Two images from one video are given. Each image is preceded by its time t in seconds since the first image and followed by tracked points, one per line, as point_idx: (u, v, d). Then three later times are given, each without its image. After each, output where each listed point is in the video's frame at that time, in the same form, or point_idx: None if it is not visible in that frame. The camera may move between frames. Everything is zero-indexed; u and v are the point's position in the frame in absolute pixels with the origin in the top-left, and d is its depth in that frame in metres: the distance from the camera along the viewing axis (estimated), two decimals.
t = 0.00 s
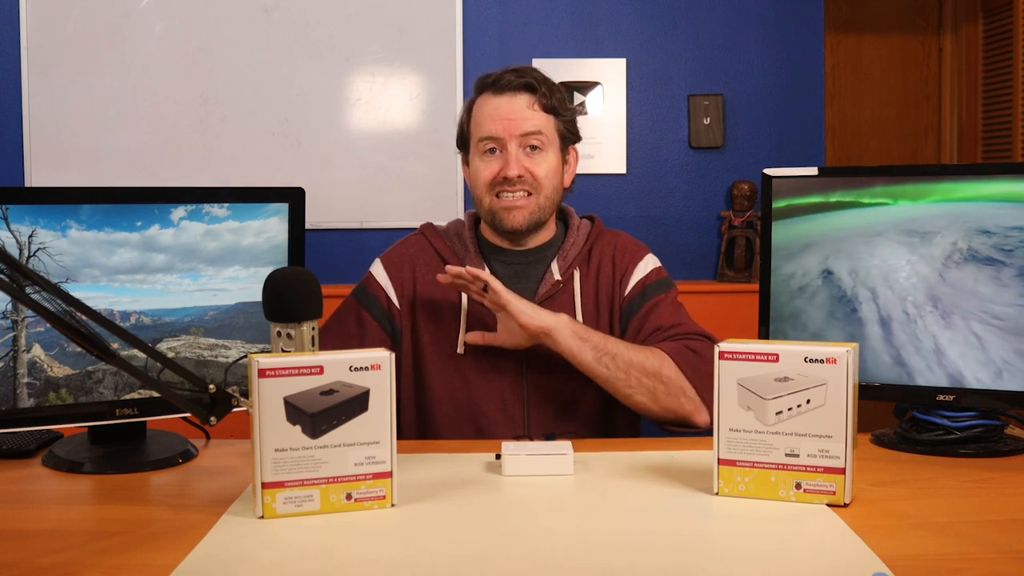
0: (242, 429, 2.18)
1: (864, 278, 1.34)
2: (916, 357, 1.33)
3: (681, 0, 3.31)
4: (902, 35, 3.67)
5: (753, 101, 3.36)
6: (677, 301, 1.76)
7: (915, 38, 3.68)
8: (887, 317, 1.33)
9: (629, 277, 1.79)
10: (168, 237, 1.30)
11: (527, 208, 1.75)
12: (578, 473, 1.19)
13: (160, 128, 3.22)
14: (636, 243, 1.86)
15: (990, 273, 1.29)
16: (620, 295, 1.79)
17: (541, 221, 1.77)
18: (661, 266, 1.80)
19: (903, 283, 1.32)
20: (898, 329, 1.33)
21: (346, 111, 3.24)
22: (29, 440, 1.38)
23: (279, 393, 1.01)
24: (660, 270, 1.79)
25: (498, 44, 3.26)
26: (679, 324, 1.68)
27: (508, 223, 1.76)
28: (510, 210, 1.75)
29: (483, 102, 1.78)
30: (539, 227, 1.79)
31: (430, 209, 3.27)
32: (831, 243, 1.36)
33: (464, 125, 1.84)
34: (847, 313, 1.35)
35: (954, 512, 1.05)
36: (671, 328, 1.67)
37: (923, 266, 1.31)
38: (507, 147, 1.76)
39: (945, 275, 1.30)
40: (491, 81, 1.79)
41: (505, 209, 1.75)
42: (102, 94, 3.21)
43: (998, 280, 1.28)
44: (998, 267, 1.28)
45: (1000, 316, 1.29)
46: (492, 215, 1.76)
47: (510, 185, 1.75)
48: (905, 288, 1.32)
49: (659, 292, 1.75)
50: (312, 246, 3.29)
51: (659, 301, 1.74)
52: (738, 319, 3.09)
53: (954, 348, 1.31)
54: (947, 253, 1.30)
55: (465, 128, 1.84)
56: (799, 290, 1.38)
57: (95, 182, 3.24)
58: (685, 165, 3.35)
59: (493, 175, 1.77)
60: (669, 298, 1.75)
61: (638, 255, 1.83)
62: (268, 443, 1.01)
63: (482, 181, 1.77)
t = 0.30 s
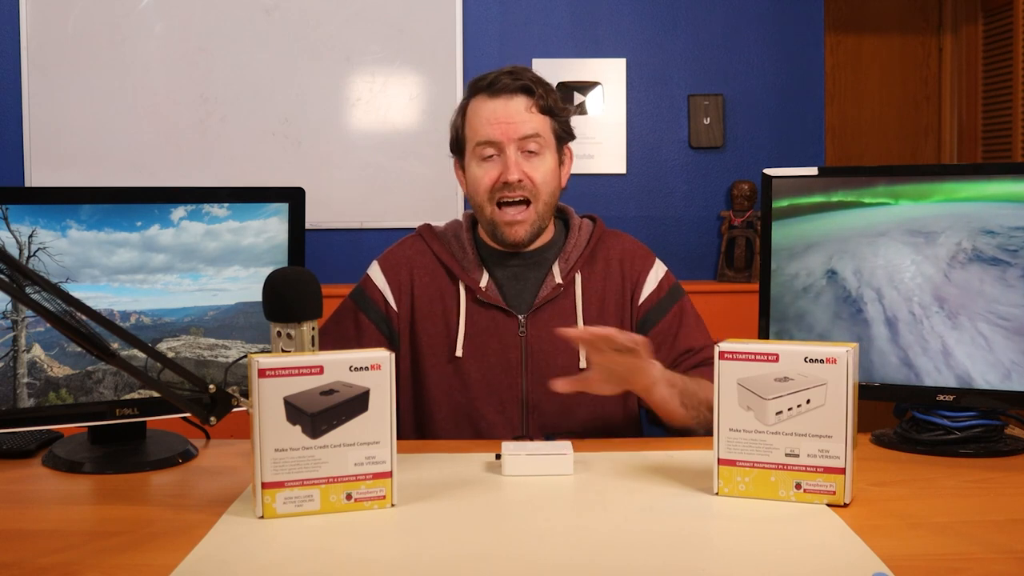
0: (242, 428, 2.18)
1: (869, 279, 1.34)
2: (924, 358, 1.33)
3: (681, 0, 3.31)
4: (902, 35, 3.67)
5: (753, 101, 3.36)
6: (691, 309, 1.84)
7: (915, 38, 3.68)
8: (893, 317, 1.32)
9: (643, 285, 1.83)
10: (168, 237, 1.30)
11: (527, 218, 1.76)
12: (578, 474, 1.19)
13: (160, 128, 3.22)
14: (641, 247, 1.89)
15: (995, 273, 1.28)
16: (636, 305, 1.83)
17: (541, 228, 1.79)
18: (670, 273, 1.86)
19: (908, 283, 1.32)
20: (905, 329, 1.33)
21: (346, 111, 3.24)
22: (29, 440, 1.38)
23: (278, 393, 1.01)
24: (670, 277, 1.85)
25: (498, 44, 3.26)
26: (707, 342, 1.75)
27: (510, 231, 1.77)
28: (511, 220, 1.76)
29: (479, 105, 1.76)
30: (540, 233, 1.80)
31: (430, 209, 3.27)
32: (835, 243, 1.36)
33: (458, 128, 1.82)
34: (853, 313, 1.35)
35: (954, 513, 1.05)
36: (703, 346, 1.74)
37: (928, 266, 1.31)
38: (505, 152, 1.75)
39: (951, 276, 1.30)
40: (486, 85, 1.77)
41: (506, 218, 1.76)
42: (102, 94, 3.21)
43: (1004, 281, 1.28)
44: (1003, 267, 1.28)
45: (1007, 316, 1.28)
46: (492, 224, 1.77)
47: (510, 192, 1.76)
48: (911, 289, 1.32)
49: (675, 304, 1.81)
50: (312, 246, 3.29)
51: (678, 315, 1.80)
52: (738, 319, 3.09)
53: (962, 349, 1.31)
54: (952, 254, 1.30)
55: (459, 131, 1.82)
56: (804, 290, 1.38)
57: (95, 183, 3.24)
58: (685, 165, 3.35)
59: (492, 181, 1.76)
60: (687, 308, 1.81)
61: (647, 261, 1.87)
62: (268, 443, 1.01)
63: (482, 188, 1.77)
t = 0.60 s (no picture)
0: (242, 428, 2.17)
1: (876, 279, 1.34)
2: (933, 359, 1.32)
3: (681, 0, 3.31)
4: (902, 35, 3.67)
5: (753, 101, 3.36)
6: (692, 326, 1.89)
7: (915, 38, 3.68)
8: (902, 318, 1.32)
9: (656, 302, 1.84)
10: (168, 237, 1.30)
11: (523, 216, 1.75)
12: (578, 474, 1.19)
13: (160, 128, 3.22)
14: (652, 259, 1.90)
15: (1002, 274, 1.28)
16: (651, 319, 1.83)
17: (539, 226, 1.78)
18: (677, 289, 1.90)
19: (915, 284, 1.32)
20: (913, 330, 1.32)
21: (346, 111, 3.24)
22: (29, 440, 1.38)
23: (279, 393, 1.01)
24: (678, 294, 1.88)
25: (498, 44, 3.26)
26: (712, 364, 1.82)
27: (508, 231, 1.76)
28: (508, 219, 1.75)
29: (468, 107, 1.77)
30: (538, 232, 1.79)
31: (430, 209, 3.27)
32: (839, 243, 1.36)
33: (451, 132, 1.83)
34: (861, 314, 1.34)
35: (954, 512, 1.05)
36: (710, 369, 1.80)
37: (935, 267, 1.31)
38: (496, 151, 1.75)
39: (957, 276, 1.30)
40: (472, 86, 1.78)
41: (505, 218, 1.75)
42: (102, 94, 3.21)
43: (1011, 281, 1.28)
44: (1010, 268, 1.28)
45: (1015, 317, 1.28)
46: (492, 226, 1.77)
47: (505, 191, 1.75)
48: (918, 289, 1.32)
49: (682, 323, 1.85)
50: (312, 246, 3.29)
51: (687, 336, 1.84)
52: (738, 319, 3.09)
53: (971, 350, 1.31)
54: (958, 254, 1.30)
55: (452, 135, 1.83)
56: (810, 291, 1.38)
57: (95, 183, 3.24)
58: (685, 165, 3.35)
59: (486, 183, 1.76)
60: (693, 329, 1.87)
61: (658, 275, 1.88)
62: (269, 443, 1.01)
63: (478, 189, 1.76)
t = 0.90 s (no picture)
0: (242, 429, 2.17)
1: (881, 279, 1.34)
2: (941, 360, 1.32)
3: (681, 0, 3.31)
4: (902, 35, 3.67)
5: (753, 101, 3.36)
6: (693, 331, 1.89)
7: (915, 38, 3.68)
8: (908, 319, 1.32)
9: (659, 308, 1.85)
10: (168, 237, 1.30)
11: (535, 223, 1.75)
12: (577, 474, 1.19)
13: (160, 128, 3.22)
14: (656, 264, 1.90)
15: (1008, 274, 1.28)
16: (654, 325, 1.84)
17: (549, 234, 1.78)
18: (680, 294, 1.90)
19: (920, 284, 1.32)
20: (920, 331, 1.32)
21: (346, 111, 3.24)
22: (29, 440, 1.38)
23: (279, 393, 1.01)
24: (681, 300, 1.89)
25: (498, 44, 3.26)
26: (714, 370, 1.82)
27: (517, 236, 1.75)
28: (519, 226, 1.74)
29: (489, 111, 1.75)
30: (547, 240, 1.79)
31: (430, 209, 3.27)
32: (843, 243, 1.36)
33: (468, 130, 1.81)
34: (866, 315, 1.34)
35: (954, 512, 1.05)
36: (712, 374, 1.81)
37: (940, 267, 1.31)
38: (514, 159, 1.74)
39: (962, 277, 1.30)
40: (496, 88, 1.76)
41: (515, 224, 1.74)
42: (102, 95, 3.21)
43: (1017, 281, 1.28)
44: (1015, 268, 1.28)
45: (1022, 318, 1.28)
46: (501, 229, 1.76)
47: (519, 199, 1.74)
48: (923, 290, 1.32)
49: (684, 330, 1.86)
50: (312, 246, 3.29)
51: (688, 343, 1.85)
52: (737, 320, 3.09)
53: (979, 351, 1.31)
54: (962, 254, 1.30)
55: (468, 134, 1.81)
56: (815, 291, 1.37)
57: (95, 183, 3.24)
58: (685, 165, 3.35)
59: (500, 188, 1.75)
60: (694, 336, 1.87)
61: (662, 282, 1.88)
62: (268, 443, 1.01)
63: (491, 194, 1.76)
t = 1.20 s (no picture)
0: (242, 429, 2.17)
1: (888, 280, 1.33)
2: (952, 361, 1.32)
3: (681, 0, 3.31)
4: (902, 35, 3.67)
5: (753, 101, 3.36)
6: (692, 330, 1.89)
7: (915, 38, 3.68)
8: (916, 319, 1.32)
9: (659, 307, 1.84)
10: (168, 237, 1.30)
11: (535, 219, 1.75)
12: (577, 474, 1.19)
13: (160, 128, 3.22)
14: (656, 264, 1.89)
15: (1015, 274, 1.28)
16: (653, 325, 1.83)
17: (549, 230, 1.78)
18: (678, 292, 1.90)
19: (927, 285, 1.32)
20: (929, 332, 1.32)
21: (346, 111, 3.24)
22: (29, 440, 1.38)
23: (279, 393, 1.01)
24: (681, 298, 1.88)
25: (498, 44, 3.26)
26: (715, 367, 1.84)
27: (518, 232, 1.75)
28: (520, 222, 1.74)
29: (486, 109, 1.75)
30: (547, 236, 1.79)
31: (430, 209, 3.27)
32: (848, 243, 1.36)
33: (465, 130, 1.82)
34: (874, 315, 1.34)
35: (954, 512, 1.05)
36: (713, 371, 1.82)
37: (946, 267, 1.31)
38: (513, 155, 1.74)
39: (969, 277, 1.30)
40: (493, 86, 1.76)
41: (515, 221, 1.74)
42: (102, 95, 3.22)
43: None
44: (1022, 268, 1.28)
45: None
46: (500, 226, 1.75)
47: (519, 195, 1.74)
48: (930, 290, 1.31)
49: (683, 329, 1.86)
50: (312, 246, 3.29)
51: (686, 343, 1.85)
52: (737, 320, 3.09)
53: (989, 352, 1.31)
54: (968, 254, 1.30)
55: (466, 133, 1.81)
56: (821, 291, 1.37)
57: (95, 183, 3.24)
58: (685, 165, 3.35)
59: (500, 185, 1.76)
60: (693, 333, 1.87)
61: (661, 281, 1.88)
62: (269, 443, 1.01)
63: (491, 191, 1.76)
